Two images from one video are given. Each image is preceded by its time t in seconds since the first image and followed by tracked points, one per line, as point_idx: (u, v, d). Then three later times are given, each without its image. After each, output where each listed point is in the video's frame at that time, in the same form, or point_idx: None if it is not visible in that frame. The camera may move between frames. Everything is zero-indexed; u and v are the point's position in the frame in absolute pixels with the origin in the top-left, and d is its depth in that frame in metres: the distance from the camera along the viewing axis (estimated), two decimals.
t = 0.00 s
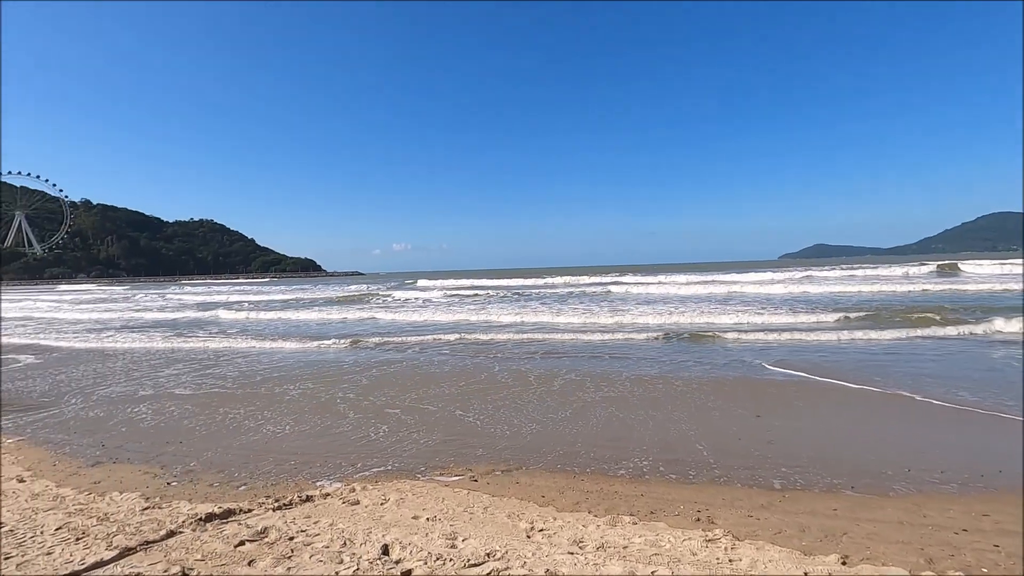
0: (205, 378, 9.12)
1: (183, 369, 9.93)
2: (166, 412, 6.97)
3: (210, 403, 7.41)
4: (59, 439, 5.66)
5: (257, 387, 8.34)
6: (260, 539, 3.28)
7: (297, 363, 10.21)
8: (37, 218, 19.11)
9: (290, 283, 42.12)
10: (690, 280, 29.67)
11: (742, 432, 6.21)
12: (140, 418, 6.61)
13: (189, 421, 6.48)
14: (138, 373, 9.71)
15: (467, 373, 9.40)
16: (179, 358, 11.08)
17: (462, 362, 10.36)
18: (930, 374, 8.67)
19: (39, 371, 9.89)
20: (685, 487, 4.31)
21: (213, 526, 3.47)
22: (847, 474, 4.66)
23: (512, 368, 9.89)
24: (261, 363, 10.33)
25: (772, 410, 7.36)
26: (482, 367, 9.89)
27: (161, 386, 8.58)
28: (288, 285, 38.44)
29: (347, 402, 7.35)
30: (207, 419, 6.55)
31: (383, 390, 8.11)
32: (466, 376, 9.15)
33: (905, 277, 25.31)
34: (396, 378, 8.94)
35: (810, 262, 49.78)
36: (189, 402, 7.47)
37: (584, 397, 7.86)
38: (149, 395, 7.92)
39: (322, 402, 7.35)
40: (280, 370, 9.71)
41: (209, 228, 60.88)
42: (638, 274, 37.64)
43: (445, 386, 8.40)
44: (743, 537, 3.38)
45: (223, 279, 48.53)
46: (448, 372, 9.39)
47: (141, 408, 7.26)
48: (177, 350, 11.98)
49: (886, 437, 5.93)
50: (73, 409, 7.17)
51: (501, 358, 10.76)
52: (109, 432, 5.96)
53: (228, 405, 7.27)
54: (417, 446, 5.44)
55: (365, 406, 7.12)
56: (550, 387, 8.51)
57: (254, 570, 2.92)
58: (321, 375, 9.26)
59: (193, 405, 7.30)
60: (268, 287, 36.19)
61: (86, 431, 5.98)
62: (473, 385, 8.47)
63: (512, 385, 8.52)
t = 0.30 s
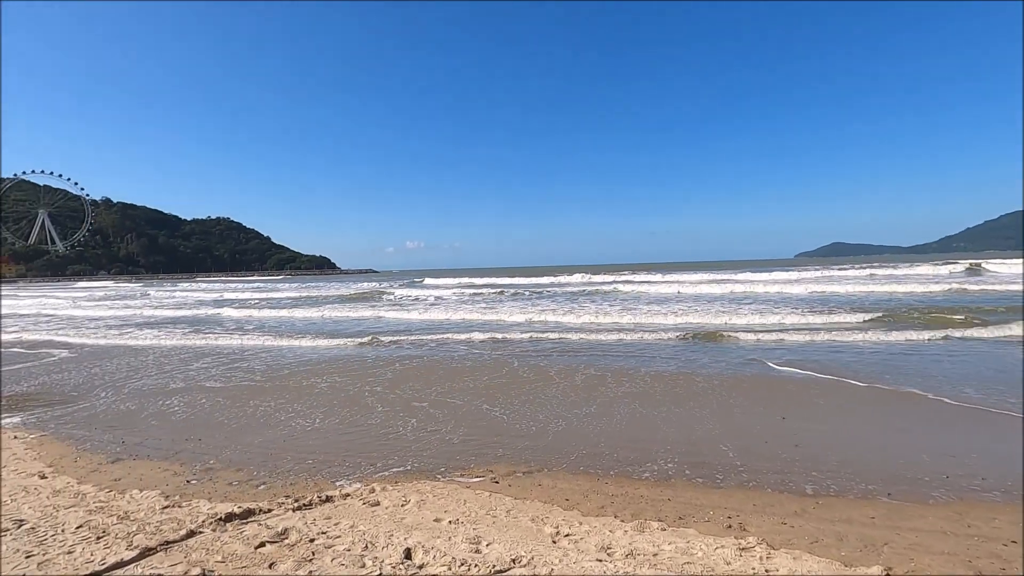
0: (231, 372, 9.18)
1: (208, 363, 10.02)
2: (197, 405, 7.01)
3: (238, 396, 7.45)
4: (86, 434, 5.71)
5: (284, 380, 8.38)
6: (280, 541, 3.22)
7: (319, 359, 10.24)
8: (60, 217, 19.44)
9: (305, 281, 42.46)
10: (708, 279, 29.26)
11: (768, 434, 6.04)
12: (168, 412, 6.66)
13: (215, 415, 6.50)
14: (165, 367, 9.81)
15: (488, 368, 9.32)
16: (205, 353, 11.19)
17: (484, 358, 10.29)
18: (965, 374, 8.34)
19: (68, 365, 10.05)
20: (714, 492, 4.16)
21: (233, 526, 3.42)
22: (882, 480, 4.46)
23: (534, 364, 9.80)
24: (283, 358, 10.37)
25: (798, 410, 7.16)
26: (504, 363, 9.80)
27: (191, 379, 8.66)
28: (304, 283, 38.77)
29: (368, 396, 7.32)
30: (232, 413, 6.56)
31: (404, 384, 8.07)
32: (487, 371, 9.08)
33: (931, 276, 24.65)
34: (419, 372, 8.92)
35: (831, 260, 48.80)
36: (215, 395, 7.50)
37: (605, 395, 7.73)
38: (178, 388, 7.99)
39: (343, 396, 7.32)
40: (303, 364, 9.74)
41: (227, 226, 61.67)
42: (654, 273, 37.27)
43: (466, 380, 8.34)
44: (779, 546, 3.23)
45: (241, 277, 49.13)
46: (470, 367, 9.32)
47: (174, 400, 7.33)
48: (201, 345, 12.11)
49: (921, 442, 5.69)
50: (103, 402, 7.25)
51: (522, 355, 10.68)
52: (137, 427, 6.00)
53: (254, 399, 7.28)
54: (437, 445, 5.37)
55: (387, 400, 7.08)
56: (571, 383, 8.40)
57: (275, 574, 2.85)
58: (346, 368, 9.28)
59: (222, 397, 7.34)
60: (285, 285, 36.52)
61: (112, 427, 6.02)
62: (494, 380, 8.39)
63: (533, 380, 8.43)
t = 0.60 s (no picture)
0: (242, 361, 9.14)
1: (218, 352, 10.00)
2: (215, 393, 7.01)
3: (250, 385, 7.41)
4: (96, 424, 5.66)
5: (295, 369, 8.35)
6: (292, 536, 3.14)
7: (332, 348, 10.22)
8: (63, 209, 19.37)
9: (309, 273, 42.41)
10: (715, 273, 29.09)
11: (783, 430, 5.95)
12: (180, 401, 6.63)
13: (227, 405, 6.46)
14: (175, 356, 9.80)
15: (499, 358, 9.25)
16: (216, 342, 11.18)
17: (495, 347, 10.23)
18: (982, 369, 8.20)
19: (78, 355, 10.03)
20: (732, 488, 4.07)
21: (243, 521, 3.34)
22: (904, 477, 4.35)
23: (545, 354, 9.73)
24: (293, 347, 10.33)
25: (811, 405, 7.05)
26: (516, 352, 9.75)
27: (208, 367, 8.64)
28: (308, 275, 38.71)
29: (377, 386, 7.26)
30: (242, 403, 6.51)
31: (414, 374, 8.01)
32: (498, 360, 9.01)
33: (940, 272, 24.41)
34: (432, 361, 8.91)
35: (837, 254, 48.47)
36: (226, 384, 7.47)
37: (615, 387, 7.65)
38: (190, 377, 7.96)
39: (352, 386, 7.27)
40: (313, 353, 9.70)
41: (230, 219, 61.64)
42: (660, 267, 37.11)
43: (477, 370, 8.27)
44: (805, 545, 3.13)
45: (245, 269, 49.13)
46: (481, 357, 9.29)
47: (191, 388, 7.31)
48: (210, 335, 12.10)
49: (941, 435, 5.56)
50: (116, 391, 7.23)
51: (532, 345, 10.63)
52: (149, 417, 5.96)
53: (266, 388, 7.24)
54: (448, 438, 5.30)
55: (397, 391, 7.03)
56: (581, 374, 8.32)
57: (288, 571, 2.77)
58: (361, 357, 9.28)
59: (237, 386, 7.32)
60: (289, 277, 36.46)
61: (122, 417, 5.97)
62: (504, 370, 8.32)
63: (543, 371, 8.35)
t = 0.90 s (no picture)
0: (233, 362, 8.91)
1: (209, 354, 9.76)
2: (214, 395, 6.89)
3: (242, 388, 7.21)
4: (82, 431, 5.44)
5: (296, 370, 8.26)
6: (290, 551, 2.99)
7: (332, 348, 10.13)
8: (41, 208, 18.79)
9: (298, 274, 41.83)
10: (705, 274, 29.25)
11: (785, 430, 5.91)
12: (170, 406, 6.41)
13: (224, 409, 6.31)
14: (167, 358, 9.57)
15: (496, 358, 9.12)
16: (206, 344, 10.93)
17: (492, 347, 10.11)
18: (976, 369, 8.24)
19: (65, 357, 9.76)
20: (741, 492, 4.00)
21: (237, 534, 3.19)
22: (912, 478, 4.31)
23: (542, 354, 9.63)
24: (285, 349, 10.12)
25: (811, 404, 7.03)
26: (513, 352, 9.63)
27: (205, 369, 8.50)
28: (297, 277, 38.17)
29: (371, 390, 7.08)
30: (233, 408, 6.31)
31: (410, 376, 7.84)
32: (495, 361, 8.88)
33: (926, 272, 24.78)
34: (434, 360, 8.90)
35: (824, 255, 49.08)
36: (217, 387, 7.26)
37: (613, 387, 7.57)
38: (180, 380, 7.73)
39: (345, 389, 7.08)
40: (306, 354, 9.49)
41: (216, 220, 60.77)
42: (653, 268, 37.36)
43: (474, 371, 8.13)
44: (821, 551, 3.06)
45: (231, 270, 48.38)
46: (483, 355, 9.28)
47: (189, 390, 7.17)
48: (199, 338, 11.82)
49: (943, 434, 5.54)
50: (102, 395, 6.98)
51: (530, 345, 10.53)
52: (143, 421, 5.80)
53: (259, 391, 7.05)
54: (446, 443, 5.16)
55: (393, 394, 6.86)
56: (579, 375, 8.22)
57: None
58: (362, 357, 9.23)
59: (229, 390, 7.11)
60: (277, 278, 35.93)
61: (109, 423, 5.74)
62: (501, 371, 8.19)
63: (540, 371, 8.24)
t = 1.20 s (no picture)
0: (226, 365, 8.70)
1: (200, 356, 9.53)
2: (217, 396, 6.81)
3: (235, 391, 7.03)
4: (70, 440, 5.24)
5: (299, 369, 8.21)
6: (293, 565, 2.87)
7: (335, 347, 10.09)
8: (21, 211, 18.29)
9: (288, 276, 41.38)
10: (698, 272, 29.34)
11: (788, 427, 5.87)
12: (162, 412, 6.23)
13: (227, 411, 6.23)
14: (167, 359, 9.46)
15: (495, 356, 9.00)
16: (197, 347, 10.69)
17: (490, 345, 9.99)
18: (973, 362, 8.29)
19: (63, 360, 9.63)
20: (752, 494, 3.94)
21: (236, 547, 3.06)
22: (920, 476, 4.27)
23: (541, 352, 9.53)
24: (279, 350, 9.92)
25: (812, 399, 7.01)
26: (511, 350, 9.53)
27: (207, 369, 8.42)
28: (287, 278, 37.76)
29: (369, 391, 6.94)
30: (227, 412, 6.13)
31: (407, 376, 7.70)
32: (494, 359, 8.77)
33: (914, 268, 25.04)
34: (437, 357, 8.92)
35: (814, 251, 49.42)
36: (210, 391, 7.07)
37: (614, 384, 7.54)
38: (174, 383, 7.57)
39: (341, 391, 6.93)
40: (300, 355, 9.30)
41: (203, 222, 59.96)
42: (649, 266, 37.58)
43: (473, 370, 8.01)
44: (840, 554, 3.00)
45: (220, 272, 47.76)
46: (485, 353, 9.30)
47: (191, 392, 7.08)
48: (190, 340, 11.57)
49: (946, 429, 5.52)
50: (90, 401, 6.75)
51: (528, 343, 10.43)
52: (141, 426, 5.67)
53: (255, 394, 6.88)
54: (448, 446, 5.04)
55: (390, 395, 6.71)
56: (578, 373, 8.14)
57: None
58: (365, 355, 9.21)
59: (222, 393, 6.92)
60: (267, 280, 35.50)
61: (98, 431, 5.54)
62: (501, 369, 8.08)
63: (540, 369, 8.14)
